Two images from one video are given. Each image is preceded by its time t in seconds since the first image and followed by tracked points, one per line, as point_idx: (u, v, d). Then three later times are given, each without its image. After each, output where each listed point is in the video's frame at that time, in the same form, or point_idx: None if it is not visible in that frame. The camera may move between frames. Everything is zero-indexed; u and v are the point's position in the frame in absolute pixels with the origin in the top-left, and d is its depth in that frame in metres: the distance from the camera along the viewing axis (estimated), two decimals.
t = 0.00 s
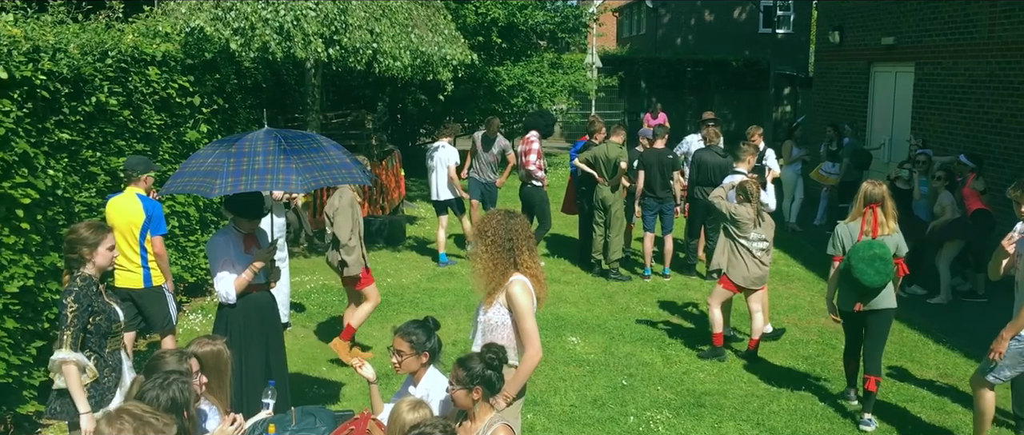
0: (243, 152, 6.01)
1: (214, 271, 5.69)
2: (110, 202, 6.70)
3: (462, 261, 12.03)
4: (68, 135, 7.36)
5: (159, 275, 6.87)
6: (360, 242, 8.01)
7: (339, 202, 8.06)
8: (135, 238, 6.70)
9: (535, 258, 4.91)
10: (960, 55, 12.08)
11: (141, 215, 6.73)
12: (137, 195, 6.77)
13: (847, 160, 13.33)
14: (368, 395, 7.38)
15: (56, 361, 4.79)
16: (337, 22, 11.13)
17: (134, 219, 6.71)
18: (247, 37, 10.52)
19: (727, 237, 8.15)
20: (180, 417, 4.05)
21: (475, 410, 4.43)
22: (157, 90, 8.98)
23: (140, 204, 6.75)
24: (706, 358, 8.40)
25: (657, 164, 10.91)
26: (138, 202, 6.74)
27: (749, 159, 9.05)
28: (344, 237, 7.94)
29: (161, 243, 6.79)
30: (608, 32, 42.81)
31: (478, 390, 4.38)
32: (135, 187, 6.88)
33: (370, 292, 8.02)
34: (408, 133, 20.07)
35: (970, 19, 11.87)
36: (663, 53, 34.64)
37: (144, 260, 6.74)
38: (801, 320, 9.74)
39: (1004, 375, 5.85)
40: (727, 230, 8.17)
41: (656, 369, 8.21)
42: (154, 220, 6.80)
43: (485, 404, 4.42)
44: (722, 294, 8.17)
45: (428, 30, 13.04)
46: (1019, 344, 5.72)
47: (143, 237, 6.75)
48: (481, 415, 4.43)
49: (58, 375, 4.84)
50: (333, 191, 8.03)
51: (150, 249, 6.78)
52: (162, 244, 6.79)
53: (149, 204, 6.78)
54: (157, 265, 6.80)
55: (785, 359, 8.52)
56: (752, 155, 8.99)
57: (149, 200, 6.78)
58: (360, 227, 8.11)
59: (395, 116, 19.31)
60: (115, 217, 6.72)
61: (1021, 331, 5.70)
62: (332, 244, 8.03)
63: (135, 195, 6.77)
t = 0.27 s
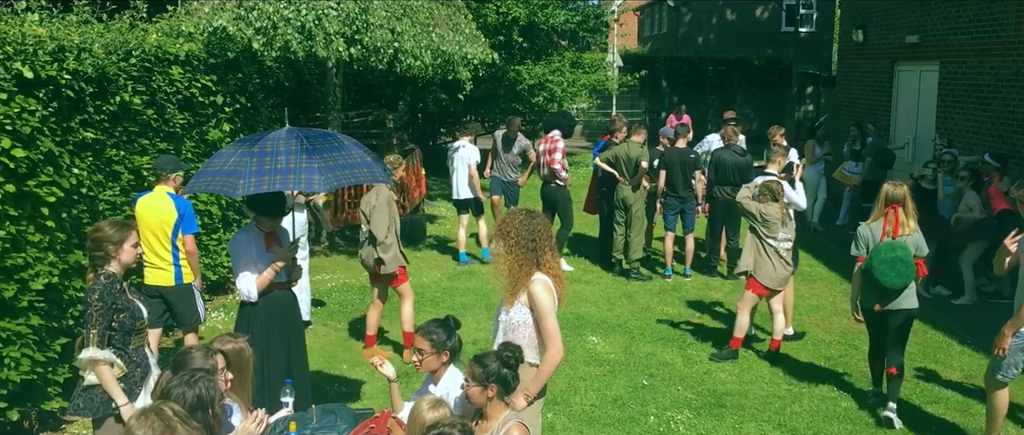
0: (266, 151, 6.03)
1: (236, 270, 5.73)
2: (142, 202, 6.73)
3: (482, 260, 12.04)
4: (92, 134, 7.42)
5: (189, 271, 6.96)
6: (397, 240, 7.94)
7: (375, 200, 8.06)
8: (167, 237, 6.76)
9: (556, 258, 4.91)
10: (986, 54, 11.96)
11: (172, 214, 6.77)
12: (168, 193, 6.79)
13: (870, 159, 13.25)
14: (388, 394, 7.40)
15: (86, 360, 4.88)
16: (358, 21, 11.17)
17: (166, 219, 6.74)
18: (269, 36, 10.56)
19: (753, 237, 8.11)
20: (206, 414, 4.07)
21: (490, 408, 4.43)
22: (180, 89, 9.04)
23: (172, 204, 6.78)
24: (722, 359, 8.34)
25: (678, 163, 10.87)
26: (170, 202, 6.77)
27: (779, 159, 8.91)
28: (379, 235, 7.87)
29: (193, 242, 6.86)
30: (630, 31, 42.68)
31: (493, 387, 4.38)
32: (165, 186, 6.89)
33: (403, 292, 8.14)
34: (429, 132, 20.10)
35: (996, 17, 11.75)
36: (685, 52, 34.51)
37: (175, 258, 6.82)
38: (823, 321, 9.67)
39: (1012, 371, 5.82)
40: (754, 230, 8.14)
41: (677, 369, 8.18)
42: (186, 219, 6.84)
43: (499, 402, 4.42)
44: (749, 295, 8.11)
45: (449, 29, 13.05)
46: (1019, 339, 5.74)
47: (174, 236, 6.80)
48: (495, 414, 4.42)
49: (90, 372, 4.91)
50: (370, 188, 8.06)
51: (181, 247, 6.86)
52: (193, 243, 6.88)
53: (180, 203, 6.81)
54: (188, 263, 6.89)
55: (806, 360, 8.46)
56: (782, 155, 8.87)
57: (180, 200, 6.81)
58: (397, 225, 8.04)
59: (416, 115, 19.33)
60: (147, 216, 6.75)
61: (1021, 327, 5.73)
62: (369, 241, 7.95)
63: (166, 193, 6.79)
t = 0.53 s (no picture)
0: (286, 151, 6.06)
1: (258, 269, 5.76)
2: (176, 200, 6.85)
3: (501, 259, 12.04)
4: (115, 133, 7.49)
5: (220, 268, 7.08)
6: (433, 240, 7.98)
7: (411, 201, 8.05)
8: (201, 235, 6.86)
9: (575, 257, 4.90)
10: (1011, 52, 11.84)
11: (205, 212, 6.88)
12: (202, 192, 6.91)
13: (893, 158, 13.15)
14: (408, 392, 7.41)
15: (111, 355, 4.90)
16: (379, 20, 11.19)
17: (199, 217, 6.85)
18: (290, 35, 10.61)
19: (781, 237, 8.04)
20: (228, 409, 4.10)
21: (502, 407, 4.40)
22: (202, 88, 9.09)
23: (205, 202, 6.89)
24: (741, 360, 8.29)
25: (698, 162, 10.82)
26: (202, 200, 6.88)
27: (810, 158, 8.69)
28: (416, 236, 7.88)
29: (225, 240, 6.99)
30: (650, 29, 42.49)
31: (505, 385, 4.36)
32: (198, 184, 7.00)
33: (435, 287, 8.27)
34: (448, 130, 20.12)
35: (1022, 15, 11.62)
36: (707, 50, 34.34)
37: (207, 256, 6.94)
38: (844, 321, 9.61)
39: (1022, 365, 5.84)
40: (780, 231, 8.10)
41: (697, 369, 8.15)
42: (218, 218, 6.95)
43: (511, 401, 4.39)
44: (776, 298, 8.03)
45: (470, 28, 13.04)
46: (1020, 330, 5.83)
47: (207, 234, 6.91)
48: (509, 411, 4.39)
49: (114, 367, 4.94)
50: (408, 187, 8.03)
51: (213, 245, 6.98)
52: (225, 241, 6.99)
53: (213, 202, 6.93)
54: (219, 260, 7.01)
55: (827, 360, 8.41)
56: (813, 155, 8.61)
57: (212, 198, 6.92)
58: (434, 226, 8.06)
59: (436, 114, 19.34)
60: (181, 214, 6.86)
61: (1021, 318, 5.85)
62: (404, 240, 7.97)
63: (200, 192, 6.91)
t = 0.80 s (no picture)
0: (305, 149, 6.08)
1: (276, 268, 5.83)
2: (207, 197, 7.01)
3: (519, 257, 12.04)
4: (135, 131, 7.54)
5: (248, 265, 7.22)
6: (467, 240, 8.17)
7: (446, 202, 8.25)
8: (230, 232, 7.02)
9: (594, 256, 4.89)
10: None
11: (235, 209, 7.05)
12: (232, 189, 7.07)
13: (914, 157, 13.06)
14: (425, 390, 7.42)
15: (132, 353, 4.94)
16: (397, 19, 11.21)
17: (230, 213, 7.02)
18: (309, 33, 10.64)
19: (803, 236, 7.98)
20: (247, 406, 4.12)
21: (514, 405, 4.39)
22: (222, 86, 9.13)
23: (235, 199, 7.06)
24: (760, 360, 8.25)
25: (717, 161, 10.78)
26: (232, 198, 7.05)
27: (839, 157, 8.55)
28: (452, 236, 8.07)
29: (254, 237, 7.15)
30: (669, 28, 42.28)
31: (519, 384, 4.34)
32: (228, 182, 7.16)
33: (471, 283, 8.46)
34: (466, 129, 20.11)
35: None
36: (726, 49, 34.15)
37: (236, 253, 7.09)
38: (864, 321, 9.55)
39: None
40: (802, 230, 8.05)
41: (715, 368, 8.11)
42: (247, 215, 7.11)
43: (525, 399, 4.38)
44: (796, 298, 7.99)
45: (488, 26, 13.04)
46: None
47: (237, 231, 7.07)
48: (521, 410, 4.37)
49: (135, 365, 4.98)
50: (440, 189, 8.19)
51: (242, 242, 7.14)
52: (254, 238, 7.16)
53: (242, 199, 7.09)
54: (248, 257, 7.16)
55: (847, 360, 8.36)
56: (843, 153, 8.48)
57: (243, 195, 7.09)
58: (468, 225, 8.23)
59: (454, 113, 19.34)
60: (212, 211, 7.02)
61: None
62: (439, 242, 8.17)
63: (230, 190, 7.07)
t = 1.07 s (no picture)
0: (322, 146, 6.09)
1: (293, 265, 5.84)
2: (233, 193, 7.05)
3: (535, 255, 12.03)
4: (154, 128, 7.58)
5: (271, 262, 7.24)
6: (498, 235, 8.35)
7: (475, 198, 8.44)
8: (255, 228, 7.05)
9: (610, 254, 4.88)
10: None
11: (261, 206, 7.08)
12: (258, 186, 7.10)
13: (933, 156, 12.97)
14: (441, 387, 7.43)
15: (152, 351, 4.96)
16: (414, 17, 11.23)
17: (255, 210, 7.04)
18: (326, 31, 10.67)
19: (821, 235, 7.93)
20: (265, 403, 4.14)
21: (530, 404, 4.40)
22: (239, 84, 9.17)
23: (260, 196, 7.09)
24: (777, 359, 8.21)
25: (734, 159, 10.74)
26: (258, 194, 7.08)
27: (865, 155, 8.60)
28: (482, 232, 8.30)
29: (278, 234, 7.17)
30: (687, 25, 42.12)
31: (537, 384, 4.36)
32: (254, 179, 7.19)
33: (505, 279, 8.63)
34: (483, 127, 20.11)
35: None
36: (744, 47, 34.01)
37: (259, 249, 7.10)
38: (882, 321, 9.49)
39: None
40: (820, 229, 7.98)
41: (732, 367, 8.08)
42: (273, 212, 7.14)
43: (541, 399, 4.40)
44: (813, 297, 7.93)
45: (505, 24, 13.03)
46: None
47: (262, 227, 7.09)
48: (536, 409, 4.39)
49: (153, 364, 5.00)
50: (469, 186, 8.42)
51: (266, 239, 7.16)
52: (278, 235, 7.18)
53: (268, 196, 7.12)
54: (271, 254, 7.17)
55: (865, 360, 8.31)
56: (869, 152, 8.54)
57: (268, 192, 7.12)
58: (497, 220, 8.41)
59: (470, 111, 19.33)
60: (238, 208, 7.06)
61: None
62: (471, 238, 8.41)
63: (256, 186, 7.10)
